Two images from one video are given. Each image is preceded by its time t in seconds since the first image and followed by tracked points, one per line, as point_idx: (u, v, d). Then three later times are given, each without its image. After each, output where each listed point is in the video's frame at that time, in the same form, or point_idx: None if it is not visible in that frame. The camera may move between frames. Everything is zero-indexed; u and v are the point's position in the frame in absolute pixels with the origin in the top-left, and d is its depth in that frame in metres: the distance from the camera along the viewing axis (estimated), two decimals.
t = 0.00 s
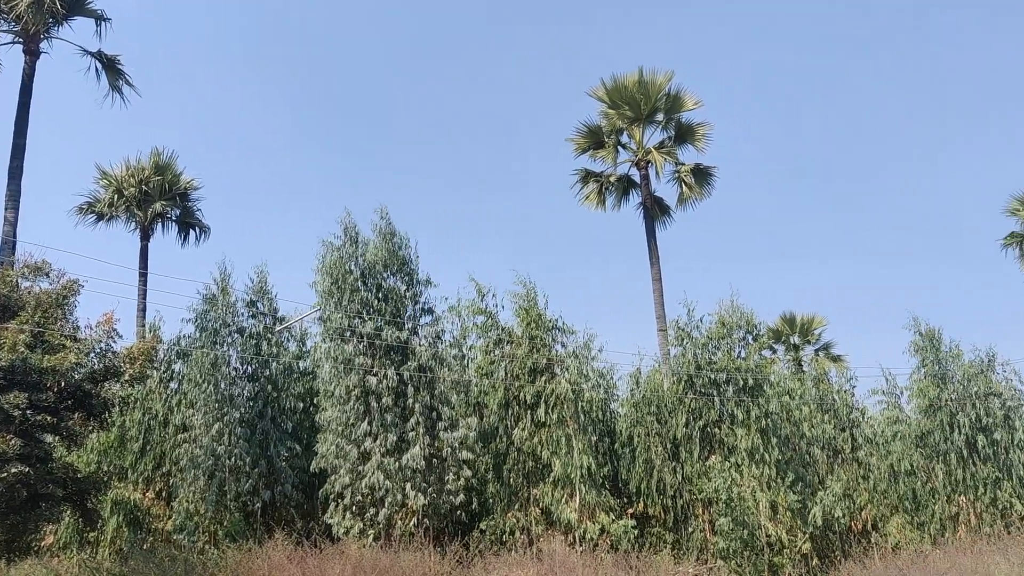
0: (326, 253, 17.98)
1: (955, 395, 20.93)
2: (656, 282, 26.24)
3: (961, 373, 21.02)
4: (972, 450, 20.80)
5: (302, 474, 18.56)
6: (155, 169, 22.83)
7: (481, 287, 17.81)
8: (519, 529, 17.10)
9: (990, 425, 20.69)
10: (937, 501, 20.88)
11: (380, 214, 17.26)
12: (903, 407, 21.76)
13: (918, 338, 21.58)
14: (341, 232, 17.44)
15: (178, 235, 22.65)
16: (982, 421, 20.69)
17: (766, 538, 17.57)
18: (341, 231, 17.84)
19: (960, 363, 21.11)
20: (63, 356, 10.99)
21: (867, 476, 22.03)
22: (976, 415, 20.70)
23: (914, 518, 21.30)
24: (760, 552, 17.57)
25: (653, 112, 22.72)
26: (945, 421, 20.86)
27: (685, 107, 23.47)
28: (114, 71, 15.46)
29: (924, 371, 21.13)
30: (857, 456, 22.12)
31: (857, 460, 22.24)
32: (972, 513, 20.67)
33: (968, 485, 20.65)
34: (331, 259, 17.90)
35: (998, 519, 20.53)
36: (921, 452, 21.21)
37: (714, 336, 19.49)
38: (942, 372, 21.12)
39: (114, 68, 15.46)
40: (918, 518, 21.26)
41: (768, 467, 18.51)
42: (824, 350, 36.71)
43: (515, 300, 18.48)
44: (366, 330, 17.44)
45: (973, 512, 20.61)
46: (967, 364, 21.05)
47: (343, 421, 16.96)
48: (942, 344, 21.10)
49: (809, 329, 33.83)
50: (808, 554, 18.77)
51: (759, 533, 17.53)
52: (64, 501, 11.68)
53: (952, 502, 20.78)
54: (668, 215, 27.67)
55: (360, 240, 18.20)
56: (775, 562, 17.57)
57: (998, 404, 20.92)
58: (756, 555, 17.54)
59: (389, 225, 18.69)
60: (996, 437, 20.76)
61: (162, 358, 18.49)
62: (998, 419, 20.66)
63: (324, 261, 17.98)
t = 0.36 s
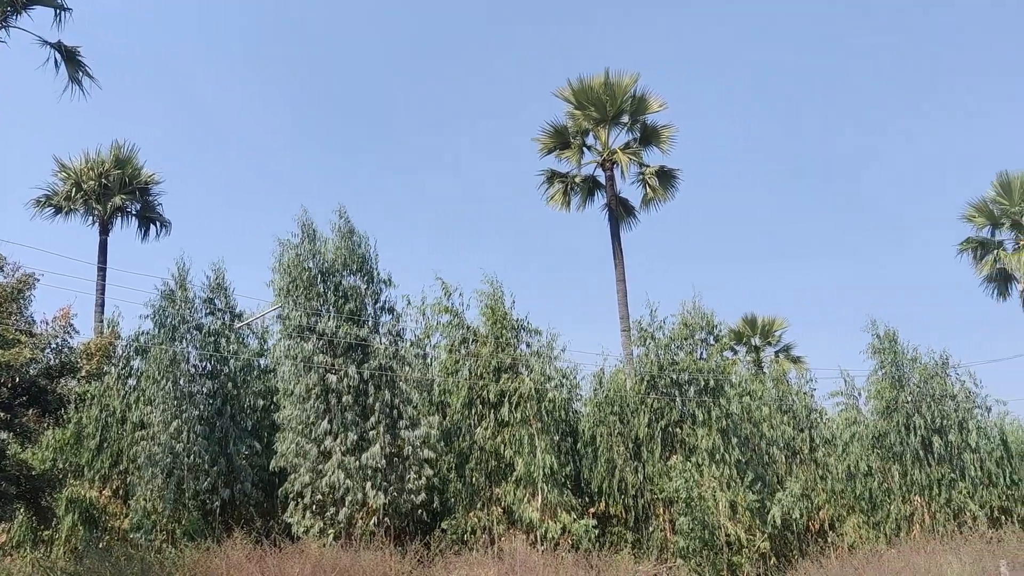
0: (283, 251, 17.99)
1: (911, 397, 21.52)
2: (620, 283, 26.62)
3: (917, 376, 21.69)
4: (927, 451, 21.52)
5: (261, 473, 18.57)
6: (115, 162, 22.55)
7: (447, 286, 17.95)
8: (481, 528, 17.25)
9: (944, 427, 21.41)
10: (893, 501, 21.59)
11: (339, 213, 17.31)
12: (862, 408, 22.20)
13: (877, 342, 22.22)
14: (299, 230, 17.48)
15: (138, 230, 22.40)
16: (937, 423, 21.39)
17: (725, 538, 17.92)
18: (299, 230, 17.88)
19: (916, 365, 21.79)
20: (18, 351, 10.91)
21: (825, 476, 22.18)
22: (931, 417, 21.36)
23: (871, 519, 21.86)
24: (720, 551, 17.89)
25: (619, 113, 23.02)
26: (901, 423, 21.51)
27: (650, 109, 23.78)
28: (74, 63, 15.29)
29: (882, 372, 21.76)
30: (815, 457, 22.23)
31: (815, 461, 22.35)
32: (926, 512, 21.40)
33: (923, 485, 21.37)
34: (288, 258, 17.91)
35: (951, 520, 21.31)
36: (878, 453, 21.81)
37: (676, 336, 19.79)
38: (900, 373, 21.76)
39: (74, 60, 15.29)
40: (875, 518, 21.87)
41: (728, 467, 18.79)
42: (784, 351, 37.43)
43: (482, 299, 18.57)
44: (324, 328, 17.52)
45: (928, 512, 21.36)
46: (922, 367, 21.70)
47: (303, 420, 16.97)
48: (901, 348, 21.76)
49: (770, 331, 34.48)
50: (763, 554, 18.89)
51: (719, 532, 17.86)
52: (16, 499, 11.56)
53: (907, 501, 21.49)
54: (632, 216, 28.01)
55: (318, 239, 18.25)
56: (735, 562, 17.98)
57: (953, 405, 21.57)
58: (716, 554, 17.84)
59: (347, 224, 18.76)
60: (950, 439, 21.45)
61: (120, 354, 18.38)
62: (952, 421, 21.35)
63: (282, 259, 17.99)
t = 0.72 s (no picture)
0: (238, 250, 17.92)
1: (867, 398, 22.16)
2: (585, 283, 26.95)
3: (874, 377, 22.20)
4: (883, 453, 22.03)
5: (220, 472, 18.51)
6: (74, 156, 22.28)
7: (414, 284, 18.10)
8: (442, 528, 17.37)
9: (898, 427, 21.89)
10: (848, 500, 22.08)
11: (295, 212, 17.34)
12: (820, 407, 23.09)
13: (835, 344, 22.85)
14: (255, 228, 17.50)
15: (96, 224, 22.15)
16: (891, 424, 21.93)
17: (684, 537, 18.37)
18: (254, 228, 17.87)
19: (872, 367, 22.34)
20: None
21: (782, 476, 23.26)
22: (886, 418, 21.95)
23: (827, 518, 22.49)
24: (680, 550, 18.43)
25: (585, 114, 23.32)
26: (858, 424, 22.15)
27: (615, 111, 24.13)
28: (32, 53, 15.17)
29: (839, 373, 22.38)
30: (773, 457, 23.55)
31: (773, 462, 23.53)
32: (881, 512, 21.89)
33: (879, 485, 21.85)
34: (245, 256, 17.78)
35: (905, 519, 21.57)
36: (835, 452, 22.46)
37: (639, 337, 20.10)
38: (857, 374, 22.38)
39: (32, 50, 15.17)
40: (831, 518, 22.45)
41: (688, 466, 19.12)
42: (746, 353, 38.12)
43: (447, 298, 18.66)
44: (282, 326, 17.59)
45: (882, 512, 21.84)
46: (878, 368, 22.25)
47: (261, 419, 17.00)
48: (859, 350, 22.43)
49: (731, 333, 35.07)
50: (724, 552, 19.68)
51: (678, 532, 18.32)
52: None
53: (862, 501, 21.99)
54: (596, 217, 28.36)
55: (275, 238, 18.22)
56: (693, 561, 18.47)
57: (908, 407, 22.05)
58: (675, 554, 18.38)
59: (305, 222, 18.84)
60: (904, 440, 21.90)
61: (76, 350, 18.23)
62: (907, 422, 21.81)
63: (237, 258, 17.90)
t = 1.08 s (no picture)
0: (201, 249, 17.86)
1: (831, 399, 22.69)
2: (555, 283, 27.17)
3: (837, 379, 22.82)
4: (846, 453, 22.50)
5: (184, 471, 18.43)
6: (37, 150, 22.01)
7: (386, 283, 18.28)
8: (410, 528, 17.52)
9: (862, 428, 22.37)
10: (812, 500, 22.51)
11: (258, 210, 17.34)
12: (785, 408, 23.42)
13: (800, 346, 23.38)
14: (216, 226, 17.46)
15: (60, 219, 21.91)
16: (854, 425, 22.44)
17: (651, 536, 18.65)
18: (216, 227, 17.86)
19: (835, 369, 22.90)
20: None
21: (748, 477, 23.93)
22: (850, 419, 22.45)
23: (791, 518, 23.00)
24: (646, 549, 18.75)
25: (555, 115, 23.53)
26: (821, 425, 22.62)
27: (586, 112, 24.37)
28: None
29: (804, 374, 22.90)
30: (739, 458, 24.19)
31: (740, 462, 24.26)
32: (844, 513, 22.40)
33: (843, 486, 22.32)
34: (207, 255, 17.74)
35: (867, 518, 22.10)
36: (800, 453, 22.93)
37: (606, 337, 20.35)
38: (821, 376, 22.89)
39: None
40: (795, 518, 22.90)
41: (654, 466, 19.38)
42: (713, 354, 38.68)
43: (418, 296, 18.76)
44: (246, 324, 17.60)
45: (845, 512, 22.36)
46: (842, 370, 22.82)
47: (226, 418, 17.03)
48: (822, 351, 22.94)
49: (699, 334, 35.52)
50: (689, 551, 20.08)
51: (646, 532, 18.61)
52: None
53: (826, 501, 22.45)
54: (567, 218, 28.62)
55: (237, 237, 18.20)
56: (659, 560, 18.84)
57: (870, 408, 22.62)
58: (642, 554, 18.69)
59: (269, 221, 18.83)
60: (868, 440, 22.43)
61: (37, 348, 18.09)
62: (869, 423, 22.35)
63: (200, 257, 17.85)
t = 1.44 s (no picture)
0: (171, 246, 17.82)
1: (801, 401, 23.13)
2: (529, 283, 27.37)
3: (807, 381, 23.31)
4: (814, 454, 22.94)
5: (153, 468, 18.35)
6: (7, 142, 21.78)
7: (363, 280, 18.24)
8: (381, 526, 17.60)
9: (831, 430, 22.87)
10: (782, 501, 22.91)
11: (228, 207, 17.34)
12: (756, 408, 23.74)
13: (770, 347, 23.85)
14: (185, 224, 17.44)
15: (30, 212, 21.71)
16: (824, 426, 22.90)
17: (621, 536, 18.97)
18: (185, 223, 17.81)
19: (805, 371, 23.41)
20: None
21: (720, 477, 23.92)
22: (819, 420, 22.91)
23: (761, 518, 23.24)
24: (617, 548, 18.98)
25: (532, 114, 23.70)
26: (791, 426, 23.06)
27: (563, 112, 24.56)
28: None
29: (774, 377, 23.37)
30: (712, 457, 24.12)
31: (712, 462, 24.20)
32: (813, 514, 22.78)
33: (811, 487, 22.71)
34: (176, 254, 17.72)
35: (834, 518, 22.65)
36: (770, 454, 23.29)
37: (579, 337, 20.57)
38: (791, 379, 23.41)
39: None
40: (764, 518, 23.21)
41: (626, 466, 19.54)
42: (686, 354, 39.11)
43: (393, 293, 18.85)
44: (216, 320, 17.64)
45: (813, 512, 22.71)
46: (812, 373, 23.31)
47: (195, 415, 17.02)
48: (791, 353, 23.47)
49: (673, 334, 35.87)
50: (661, 552, 20.29)
51: (617, 530, 18.90)
52: None
53: (795, 502, 22.80)
54: (542, 217, 28.81)
55: (207, 235, 18.16)
56: (630, 560, 19.08)
57: (840, 410, 23.12)
58: (614, 552, 18.92)
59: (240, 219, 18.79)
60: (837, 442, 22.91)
61: (4, 343, 17.95)
62: (838, 424, 22.85)
63: (170, 254, 17.81)
